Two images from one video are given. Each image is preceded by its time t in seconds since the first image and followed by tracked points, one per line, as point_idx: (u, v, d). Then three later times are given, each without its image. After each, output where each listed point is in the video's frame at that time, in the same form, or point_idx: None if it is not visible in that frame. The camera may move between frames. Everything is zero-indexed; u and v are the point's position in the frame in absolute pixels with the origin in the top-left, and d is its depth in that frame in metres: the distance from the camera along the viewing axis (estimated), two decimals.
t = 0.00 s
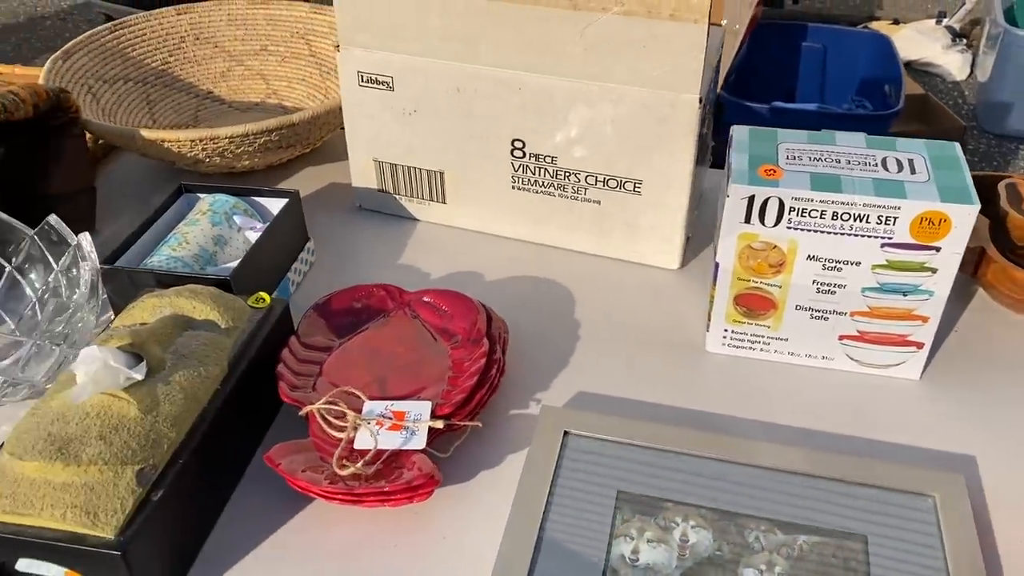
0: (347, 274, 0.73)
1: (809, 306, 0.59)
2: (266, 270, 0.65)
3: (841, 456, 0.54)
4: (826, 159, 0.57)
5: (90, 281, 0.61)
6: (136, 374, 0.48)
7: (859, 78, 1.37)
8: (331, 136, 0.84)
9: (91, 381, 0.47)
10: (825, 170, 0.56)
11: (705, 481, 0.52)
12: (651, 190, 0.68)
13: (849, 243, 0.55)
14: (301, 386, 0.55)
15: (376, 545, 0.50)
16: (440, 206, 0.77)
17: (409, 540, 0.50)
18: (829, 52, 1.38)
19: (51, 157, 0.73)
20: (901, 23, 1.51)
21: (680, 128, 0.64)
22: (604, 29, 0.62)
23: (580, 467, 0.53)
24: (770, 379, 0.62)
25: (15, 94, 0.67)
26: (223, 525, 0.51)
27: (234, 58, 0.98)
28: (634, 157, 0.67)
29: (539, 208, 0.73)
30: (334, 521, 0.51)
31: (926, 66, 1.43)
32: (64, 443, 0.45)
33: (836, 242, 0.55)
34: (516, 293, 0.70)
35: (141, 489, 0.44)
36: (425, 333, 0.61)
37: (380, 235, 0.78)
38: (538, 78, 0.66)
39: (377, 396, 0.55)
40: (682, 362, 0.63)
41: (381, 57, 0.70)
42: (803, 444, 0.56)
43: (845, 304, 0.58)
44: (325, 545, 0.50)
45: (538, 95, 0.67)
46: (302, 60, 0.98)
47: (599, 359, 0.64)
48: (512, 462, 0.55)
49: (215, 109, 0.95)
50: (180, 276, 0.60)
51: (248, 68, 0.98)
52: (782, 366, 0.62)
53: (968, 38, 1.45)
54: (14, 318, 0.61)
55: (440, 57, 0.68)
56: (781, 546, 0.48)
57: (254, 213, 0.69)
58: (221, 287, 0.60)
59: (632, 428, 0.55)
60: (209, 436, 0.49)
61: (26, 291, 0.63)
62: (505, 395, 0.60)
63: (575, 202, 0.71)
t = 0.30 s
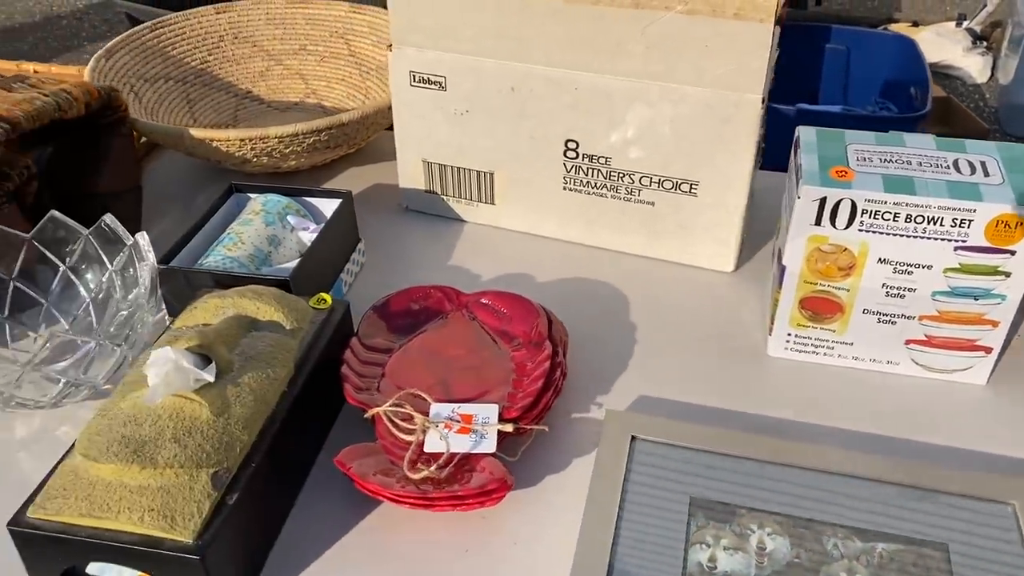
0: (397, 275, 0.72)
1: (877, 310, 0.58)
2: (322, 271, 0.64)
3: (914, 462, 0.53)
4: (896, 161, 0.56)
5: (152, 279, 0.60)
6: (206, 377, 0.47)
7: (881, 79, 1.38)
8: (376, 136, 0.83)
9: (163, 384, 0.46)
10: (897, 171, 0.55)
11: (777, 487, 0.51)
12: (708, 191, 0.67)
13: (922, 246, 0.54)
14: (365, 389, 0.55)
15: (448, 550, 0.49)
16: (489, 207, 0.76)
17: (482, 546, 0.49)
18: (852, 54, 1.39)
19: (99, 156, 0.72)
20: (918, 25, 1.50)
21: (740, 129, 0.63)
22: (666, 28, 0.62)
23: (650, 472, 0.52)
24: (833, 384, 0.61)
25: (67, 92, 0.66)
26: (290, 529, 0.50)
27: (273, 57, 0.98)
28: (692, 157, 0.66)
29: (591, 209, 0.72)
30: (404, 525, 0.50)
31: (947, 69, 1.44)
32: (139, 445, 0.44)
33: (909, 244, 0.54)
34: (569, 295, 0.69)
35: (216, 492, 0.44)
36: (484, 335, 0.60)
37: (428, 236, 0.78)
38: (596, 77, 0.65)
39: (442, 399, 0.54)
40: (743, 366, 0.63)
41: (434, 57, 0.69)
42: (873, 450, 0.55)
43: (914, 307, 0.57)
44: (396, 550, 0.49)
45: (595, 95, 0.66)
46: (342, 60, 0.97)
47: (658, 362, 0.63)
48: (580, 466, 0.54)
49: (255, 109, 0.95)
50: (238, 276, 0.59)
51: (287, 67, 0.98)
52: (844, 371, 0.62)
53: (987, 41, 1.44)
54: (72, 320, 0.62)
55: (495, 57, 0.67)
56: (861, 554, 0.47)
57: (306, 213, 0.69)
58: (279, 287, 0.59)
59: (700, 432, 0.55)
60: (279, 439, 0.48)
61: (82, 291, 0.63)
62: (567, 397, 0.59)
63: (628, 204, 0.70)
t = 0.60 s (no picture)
0: (460, 278, 0.71)
1: (966, 318, 0.56)
2: (390, 274, 0.63)
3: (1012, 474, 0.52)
4: (990, 165, 0.54)
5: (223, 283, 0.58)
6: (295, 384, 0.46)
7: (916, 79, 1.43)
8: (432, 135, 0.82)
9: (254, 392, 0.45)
10: (993, 176, 0.53)
11: (874, 500, 0.50)
12: (783, 194, 0.66)
13: (1019, 253, 0.53)
14: (445, 395, 0.53)
15: (537, 564, 0.48)
16: (550, 209, 0.75)
17: (572, 559, 0.48)
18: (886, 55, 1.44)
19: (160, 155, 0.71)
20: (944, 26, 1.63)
21: (819, 130, 0.62)
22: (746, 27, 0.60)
23: (740, 485, 0.51)
24: (917, 393, 0.59)
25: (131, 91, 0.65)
26: (374, 540, 0.49)
27: (322, 55, 0.97)
28: (767, 159, 0.65)
29: (657, 212, 0.71)
30: (490, 537, 0.49)
31: (974, 70, 1.56)
32: (230, 454, 0.43)
33: (1005, 251, 0.53)
34: (639, 299, 0.68)
35: (310, 503, 0.43)
36: (559, 341, 0.59)
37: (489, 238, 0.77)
38: (670, 77, 0.64)
39: (524, 407, 0.53)
40: (822, 373, 0.61)
41: (501, 56, 0.68)
42: (965, 461, 0.54)
43: (1006, 315, 0.55)
44: (484, 563, 0.48)
45: (668, 95, 0.65)
46: (392, 59, 0.96)
47: (735, 368, 0.62)
48: (665, 478, 0.53)
49: (304, 108, 0.94)
50: (312, 279, 0.59)
51: (337, 66, 0.97)
52: (927, 379, 0.60)
53: (1013, 40, 1.61)
54: (137, 321, 0.62)
55: (565, 56, 0.66)
56: (967, 571, 0.46)
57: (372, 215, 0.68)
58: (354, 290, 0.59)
59: (788, 442, 0.53)
60: (365, 447, 0.47)
61: (147, 294, 0.63)
62: (645, 406, 0.58)
63: (697, 206, 0.69)
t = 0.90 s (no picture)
0: (529, 283, 0.69)
1: None
2: (464, 279, 0.62)
3: None
4: None
5: (298, 292, 0.57)
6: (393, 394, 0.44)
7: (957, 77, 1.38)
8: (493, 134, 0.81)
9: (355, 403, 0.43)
10: None
11: (982, 517, 0.48)
12: (865, 197, 0.64)
13: None
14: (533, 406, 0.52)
15: None
16: (618, 212, 0.73)
17: None
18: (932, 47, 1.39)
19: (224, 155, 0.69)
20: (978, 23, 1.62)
21: (908, 132, 0.60)
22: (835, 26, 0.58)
23: (841, 500, 0.49)
24: (1011, 404, 0.58)
25: (198, 89, 0.64)
26: (465, 555, 0.48)
27: (374, 53, 0.95)
28: (850, 161, 0.63)
29: (731, 214, 0.69)
30: (585, 552, 0.48)
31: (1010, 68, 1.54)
32: (329, 466, 0.42)
33: None
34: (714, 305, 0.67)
35: (413, 518, 0.42)
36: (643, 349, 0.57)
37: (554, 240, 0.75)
38: (752, 77, 0.62)
39: (615, 418, 0.51)
40: (910, 382, 0.60)
41: (574, 54, 0.66)
42: None
43: None
44: None
45: (749, 96, 0.63)
46: (444, 57, 0.94)
47: (819, 376, 0.60)
48: (760, 493, 0.51)
49: (356, 106, 0.92)
50: (389, 284, 0.57)
51: (388, 64, 0.95)
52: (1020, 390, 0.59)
53: None
54: (208, 326, 0.61)
55: (642, 55, 0.64)
56: None
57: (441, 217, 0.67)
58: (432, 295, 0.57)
59: (888, 455, 0.51)
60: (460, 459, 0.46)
61: (218, 298, 0.62)
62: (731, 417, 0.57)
63: (773, 209, 0.67)
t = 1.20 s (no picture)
0: (587, 285, 0.68)
1: None
2: (527, 283, 0.61)
3: None
4: None
5: (362, 297, 0.56)
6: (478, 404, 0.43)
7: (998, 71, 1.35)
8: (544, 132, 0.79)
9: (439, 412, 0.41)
10: None
11: None
12: (937, 199, 0.62)
13: None
14: (610, 415, 0.50)
15: None
16: (676, 212, 0.72)
17: None
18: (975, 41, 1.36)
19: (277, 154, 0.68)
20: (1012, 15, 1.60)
21: (986, 132, 0.58)
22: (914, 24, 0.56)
23: (930, 514, 0.48)
24: None
25: (255, 88, 0.62)
26: (545, 568, 0.47)
27: (416, 49, 0.94)
28: (923, 162, 0.61)
29: (793, 215, 0.68)
30: (667, 566, 0.47)
31: None
32: (417, 480, 0.40)
33: None
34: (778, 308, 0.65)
35: (502, 534, 0.40)
36: (715, 355, 0.55)
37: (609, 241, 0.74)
38: (822, 76, 0.61)
39: (695, 429, 0.50)
40: (987, 389, 0.58)
41: (636, 52, 0.65)
42: None
43: None
44: None
45: (819, 95, 0.61)
46: (486, 53, 0.93)
47: (893, 383, 0.59)
48: (843, 505, 0.50)
49: (399, 104, 0.91)
50: (454, 290, 0.56)
51: (429, 61, 0.94)
52: None
53: None
54: (266, 330, 0.60)
55: (708, 53, 0.63)
56: None
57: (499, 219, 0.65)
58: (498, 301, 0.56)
59: (975, 467, 0.50)
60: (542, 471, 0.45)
61: (277, 302, 0.61)
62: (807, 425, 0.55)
63: (839, 211, 0.66)
